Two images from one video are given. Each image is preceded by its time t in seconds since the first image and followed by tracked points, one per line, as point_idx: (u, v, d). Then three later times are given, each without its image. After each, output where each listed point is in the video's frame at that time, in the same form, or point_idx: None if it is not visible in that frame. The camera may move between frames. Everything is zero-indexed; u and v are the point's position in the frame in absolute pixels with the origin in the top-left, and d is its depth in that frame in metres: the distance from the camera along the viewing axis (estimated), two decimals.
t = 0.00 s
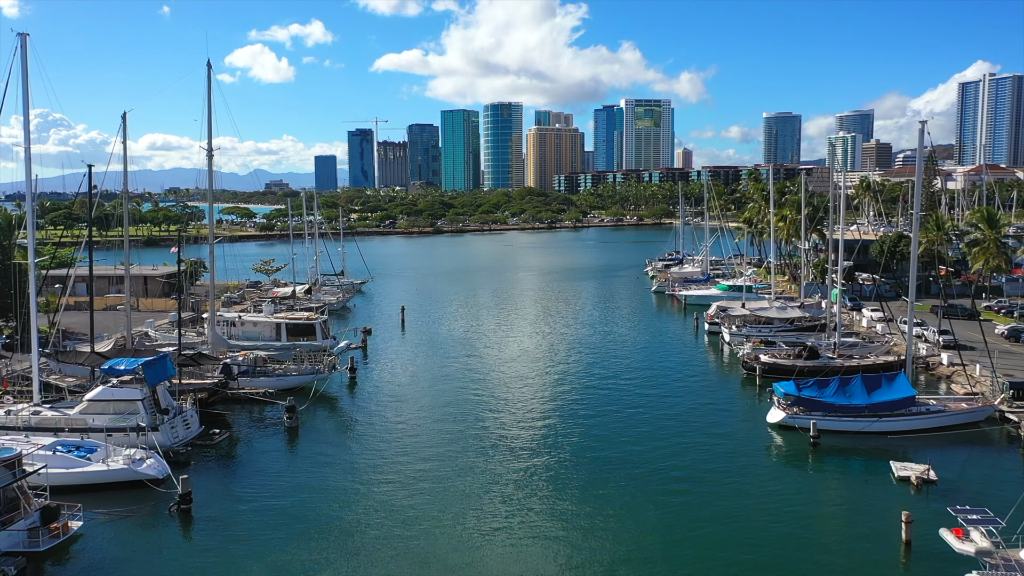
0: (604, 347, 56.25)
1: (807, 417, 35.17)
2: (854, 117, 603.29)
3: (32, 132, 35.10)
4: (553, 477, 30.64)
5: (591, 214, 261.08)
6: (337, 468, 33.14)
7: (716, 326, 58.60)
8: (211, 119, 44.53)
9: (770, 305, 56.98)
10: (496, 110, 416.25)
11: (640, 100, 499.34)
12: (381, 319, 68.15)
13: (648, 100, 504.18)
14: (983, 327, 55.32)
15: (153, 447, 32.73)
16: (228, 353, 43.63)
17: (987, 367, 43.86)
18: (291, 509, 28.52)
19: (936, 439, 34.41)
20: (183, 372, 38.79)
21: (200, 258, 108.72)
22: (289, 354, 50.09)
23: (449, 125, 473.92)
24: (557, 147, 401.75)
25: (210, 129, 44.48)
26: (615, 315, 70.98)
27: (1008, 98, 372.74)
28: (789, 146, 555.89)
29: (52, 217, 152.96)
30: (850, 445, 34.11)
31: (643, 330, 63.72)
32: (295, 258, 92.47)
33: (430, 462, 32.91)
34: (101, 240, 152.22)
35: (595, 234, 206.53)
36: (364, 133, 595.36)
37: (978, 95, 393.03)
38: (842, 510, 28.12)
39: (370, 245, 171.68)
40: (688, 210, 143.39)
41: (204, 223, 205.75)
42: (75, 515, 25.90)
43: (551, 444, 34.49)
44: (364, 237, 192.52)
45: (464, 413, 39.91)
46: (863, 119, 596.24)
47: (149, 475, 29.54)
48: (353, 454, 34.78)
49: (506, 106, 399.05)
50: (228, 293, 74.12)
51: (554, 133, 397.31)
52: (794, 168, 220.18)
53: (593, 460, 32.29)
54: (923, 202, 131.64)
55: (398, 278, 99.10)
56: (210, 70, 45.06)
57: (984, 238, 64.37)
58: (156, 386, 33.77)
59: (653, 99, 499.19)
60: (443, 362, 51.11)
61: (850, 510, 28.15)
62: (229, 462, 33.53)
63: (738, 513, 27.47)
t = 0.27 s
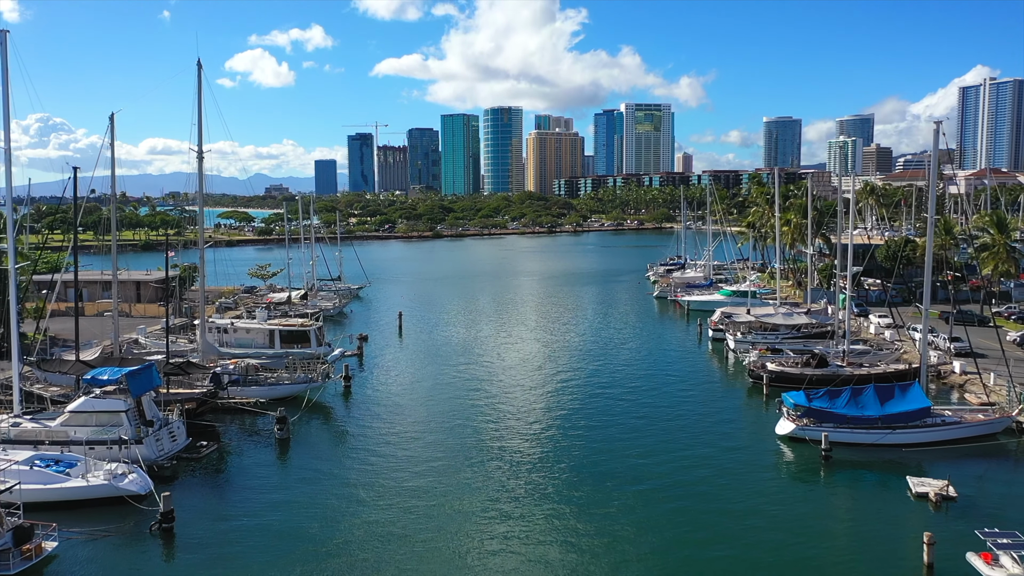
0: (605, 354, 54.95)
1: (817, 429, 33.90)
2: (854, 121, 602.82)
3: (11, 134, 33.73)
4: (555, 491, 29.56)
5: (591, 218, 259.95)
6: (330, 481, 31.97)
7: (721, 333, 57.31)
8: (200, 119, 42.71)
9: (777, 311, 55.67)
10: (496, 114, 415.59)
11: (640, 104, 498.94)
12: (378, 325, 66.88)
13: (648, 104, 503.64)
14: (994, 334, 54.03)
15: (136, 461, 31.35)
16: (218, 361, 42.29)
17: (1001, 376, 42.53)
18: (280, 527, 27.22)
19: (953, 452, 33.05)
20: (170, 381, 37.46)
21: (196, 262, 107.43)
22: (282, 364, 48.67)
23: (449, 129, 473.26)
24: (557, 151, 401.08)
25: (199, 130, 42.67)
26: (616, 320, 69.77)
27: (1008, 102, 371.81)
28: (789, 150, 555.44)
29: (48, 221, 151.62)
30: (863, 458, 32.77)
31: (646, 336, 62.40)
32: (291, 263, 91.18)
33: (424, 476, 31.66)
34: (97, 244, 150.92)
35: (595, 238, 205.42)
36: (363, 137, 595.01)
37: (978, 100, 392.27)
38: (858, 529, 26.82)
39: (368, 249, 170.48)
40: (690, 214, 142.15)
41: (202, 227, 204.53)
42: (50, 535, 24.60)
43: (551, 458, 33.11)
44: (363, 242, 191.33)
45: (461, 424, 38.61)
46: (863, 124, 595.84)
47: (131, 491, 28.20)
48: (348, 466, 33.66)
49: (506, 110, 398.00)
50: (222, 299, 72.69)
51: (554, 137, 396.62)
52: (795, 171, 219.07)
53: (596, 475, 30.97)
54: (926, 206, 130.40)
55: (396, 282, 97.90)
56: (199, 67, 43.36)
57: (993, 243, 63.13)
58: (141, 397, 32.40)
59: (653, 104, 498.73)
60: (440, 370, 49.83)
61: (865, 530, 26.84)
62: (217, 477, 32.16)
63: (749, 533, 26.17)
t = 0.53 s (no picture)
0: (607, 361, 53.67)
1: (829, 441, 32.58)
2: (854, 124, 602.08)
3: None
4: (558, 505, 28.44)
5: (592, 221, 258.79)
6: (324, 494, 30.78)
7: (725, 339, 56.03)
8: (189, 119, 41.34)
9: (783, 316, 54.35)
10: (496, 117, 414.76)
11: (640, 107, 498.27)
12: (375, 330, 65.62)
13: (648, 107, 502.90)
14: (1005, 340, 52.74)
15: (119, 474, 29.98)
16: (208, 369, 40.97)
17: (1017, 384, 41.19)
18: (268, 546, 25.93)
19: (971, 464, 31.73)
20: (157, 390, 36.13)
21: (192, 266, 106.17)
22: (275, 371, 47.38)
23: (449, 132, 472.48)
24: (557, 153, 400.16)
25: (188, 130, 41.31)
26: (617, 325, 68.58)
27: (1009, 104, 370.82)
28: (790, 153, 554.75)
29: (44, 225, 150.42)
30: (877, 471, 31.44)
31: (648, 342, 61.12)
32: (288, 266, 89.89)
33: (418, 491, 30.35)
34: (93, 247, 149.67)
35: (595, 241, 204.18)
36: (363, 140, 594.48)
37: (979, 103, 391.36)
38: (874, 549, 25.53)
39: (367, 252, 169.30)
40: (691, 217, 140.88)
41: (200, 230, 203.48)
42: (23, 555, 23.28)
43: (550, 472, 31.78)
44: (362, 245, 190.15)
45: (458, 434, 37.37)
46: (863, 127, 595.03)
47: (111, 507, 26.87)
48: (343, 478, 32.51)
49: (505, 113, 397.03)
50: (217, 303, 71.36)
51: (554, 140, 395.71)
52: (796, 175, 217.94)
53: (599, 490, 29.70)
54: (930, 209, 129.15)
55: (395, 286, 96.70)
56: (188, 65, 41.95)
57: (1003, 246, 61.87)
58: (125, 408, 31.02)
59: (653, 107, 498.06)
60: (438, 377, 48.60)
61: (884, 549, 25.53)
62: (204, 491, 30.84)
63: (760, 554, 24.87)
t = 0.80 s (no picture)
0: (609, 366, 52.39)
1: (842, 452, 31.27)
2: (855, 126, 601.32)
3: None
4: (561, 522, 27.15)
5: (592, 223, 257.65)
6: (316, 507, 29.45)
7: (730, 344, 54.74)
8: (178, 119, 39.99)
9: (789, 321, 53.02)
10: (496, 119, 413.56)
11: (640, 110, 497.22)
12: (372, 334, 64.39)
13: (648, 109, 501.73)
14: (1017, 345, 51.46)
15: (101, 487, 28.63)
16: (197, 376, 39.67)
17: None
18: (256, 566, 24.59)
19: (991, 476, 30.34)
20: (144, 399, 34.82)
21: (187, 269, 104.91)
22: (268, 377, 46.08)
23: (449, 134, 471.46)
24: (557, 156, 399.25)
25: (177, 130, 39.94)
26: (620, 329, 67.32)
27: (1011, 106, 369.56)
28: (790, 155, 554.08)
29: (40, 227, 149.19)
30: (893, 484, 30.09)
31: (651, 347, 59.81)
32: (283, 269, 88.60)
33: (415, 505, 29.03)
34: (89, 250, 148.45)
35: (595, 243, 202.91)
36: (363, 142, 593.77)
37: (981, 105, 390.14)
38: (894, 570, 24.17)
39: (366, 255, 168.05)
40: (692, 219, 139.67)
41: (198, 232, 202.33)
42: None
43: (550, 484, 30.60)
44: (361, 247, 188.94)
45: (455, 443, 36.24)
46: (864, 129, 593.92)
47: (89, 524, 25.53)
48: (336, 489, 31.24)
49: (505, 115, 395.89)
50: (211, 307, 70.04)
51: (554, 142, 395.20)
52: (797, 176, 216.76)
53: (604, 506, 28.32)
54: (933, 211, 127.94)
55: (393, 289, 95.45)
56: (177, 62, 40.58)
57: (1013, 249, 60.60)
58: (107, 417, 29.63)
59: (653, 109, 496.99)
60: (435, 383, 47.49)
61: (903, 569, 24.21)
62: (191, 505, 29.53)
63: None
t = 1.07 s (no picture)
0: (611, 371, 51.03)
1: (855, 464, 29.94)
2: (856, 127, 599.94)
3: None
4: (562, 540, 25.86)
5: (592, 224, 256.46)
6: (305, 522, 28.14)
7: (735, 348, 53.46)
8: (166, 118, 38.69)
9: (796, 324, 51.65)
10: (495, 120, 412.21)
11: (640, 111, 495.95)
12: (369, 338, 63.14)
13: (648, 110, 500.35)
14: None
15: (79, 501, 27.37)
16: (185, 383, 38.34)
17: None
18: None
19: (1012, 489, 29.03)
20: (128, 408, 33.54)
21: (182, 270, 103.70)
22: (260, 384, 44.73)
23: (449, 135, 470.32)
24: (557, 157, 398.24)
25: (165, 129, 38.63)
26: (621, 333, 66.07)
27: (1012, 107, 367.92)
28: (790, 156, 552.74)
29: (36, 228, 147.92)
30: (910, 497, 28.78)
31: (654, 351, 58.44)
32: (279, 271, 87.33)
33: (410, 521, 27.78)
34: (85, 252, 147.11)
35: (595, 245, 201.54)
36: (362, 144, 592.84)
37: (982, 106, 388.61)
38: None
39: (364, 257, 166.58)
40: (694, 220, 138.34)
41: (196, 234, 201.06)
42: None
43: (550, 499, 29.26)
44: (359, 249, 187.73)
45: (452, 453, 34.94)
46: (865, 130, 592.41)
47: (65, 542, 24.23)
48: (328, 502, 29.96)
49: (505, 116, 394.47)
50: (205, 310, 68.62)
51: (554, 144, 394.21)
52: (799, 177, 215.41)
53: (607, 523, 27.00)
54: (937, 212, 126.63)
55: (392, 292, 94.26)
56: (164, 58, 39.27)
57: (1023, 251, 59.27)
58: (87, 427, 28.26)
59: (653, 110, 495.64)
60: (433, 389, 46.23)
61: None
62: (175, 520, 28.19)
63: None
